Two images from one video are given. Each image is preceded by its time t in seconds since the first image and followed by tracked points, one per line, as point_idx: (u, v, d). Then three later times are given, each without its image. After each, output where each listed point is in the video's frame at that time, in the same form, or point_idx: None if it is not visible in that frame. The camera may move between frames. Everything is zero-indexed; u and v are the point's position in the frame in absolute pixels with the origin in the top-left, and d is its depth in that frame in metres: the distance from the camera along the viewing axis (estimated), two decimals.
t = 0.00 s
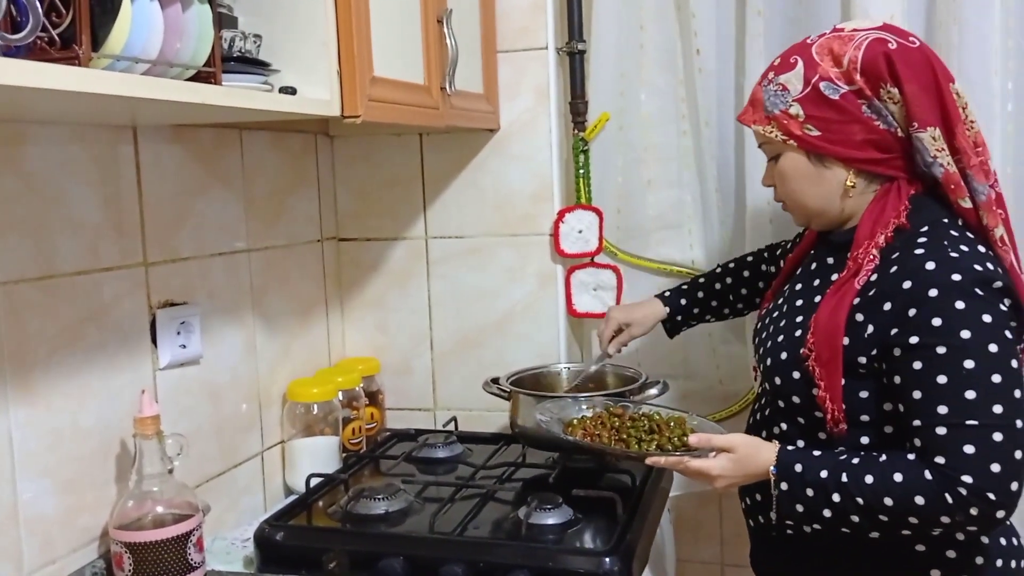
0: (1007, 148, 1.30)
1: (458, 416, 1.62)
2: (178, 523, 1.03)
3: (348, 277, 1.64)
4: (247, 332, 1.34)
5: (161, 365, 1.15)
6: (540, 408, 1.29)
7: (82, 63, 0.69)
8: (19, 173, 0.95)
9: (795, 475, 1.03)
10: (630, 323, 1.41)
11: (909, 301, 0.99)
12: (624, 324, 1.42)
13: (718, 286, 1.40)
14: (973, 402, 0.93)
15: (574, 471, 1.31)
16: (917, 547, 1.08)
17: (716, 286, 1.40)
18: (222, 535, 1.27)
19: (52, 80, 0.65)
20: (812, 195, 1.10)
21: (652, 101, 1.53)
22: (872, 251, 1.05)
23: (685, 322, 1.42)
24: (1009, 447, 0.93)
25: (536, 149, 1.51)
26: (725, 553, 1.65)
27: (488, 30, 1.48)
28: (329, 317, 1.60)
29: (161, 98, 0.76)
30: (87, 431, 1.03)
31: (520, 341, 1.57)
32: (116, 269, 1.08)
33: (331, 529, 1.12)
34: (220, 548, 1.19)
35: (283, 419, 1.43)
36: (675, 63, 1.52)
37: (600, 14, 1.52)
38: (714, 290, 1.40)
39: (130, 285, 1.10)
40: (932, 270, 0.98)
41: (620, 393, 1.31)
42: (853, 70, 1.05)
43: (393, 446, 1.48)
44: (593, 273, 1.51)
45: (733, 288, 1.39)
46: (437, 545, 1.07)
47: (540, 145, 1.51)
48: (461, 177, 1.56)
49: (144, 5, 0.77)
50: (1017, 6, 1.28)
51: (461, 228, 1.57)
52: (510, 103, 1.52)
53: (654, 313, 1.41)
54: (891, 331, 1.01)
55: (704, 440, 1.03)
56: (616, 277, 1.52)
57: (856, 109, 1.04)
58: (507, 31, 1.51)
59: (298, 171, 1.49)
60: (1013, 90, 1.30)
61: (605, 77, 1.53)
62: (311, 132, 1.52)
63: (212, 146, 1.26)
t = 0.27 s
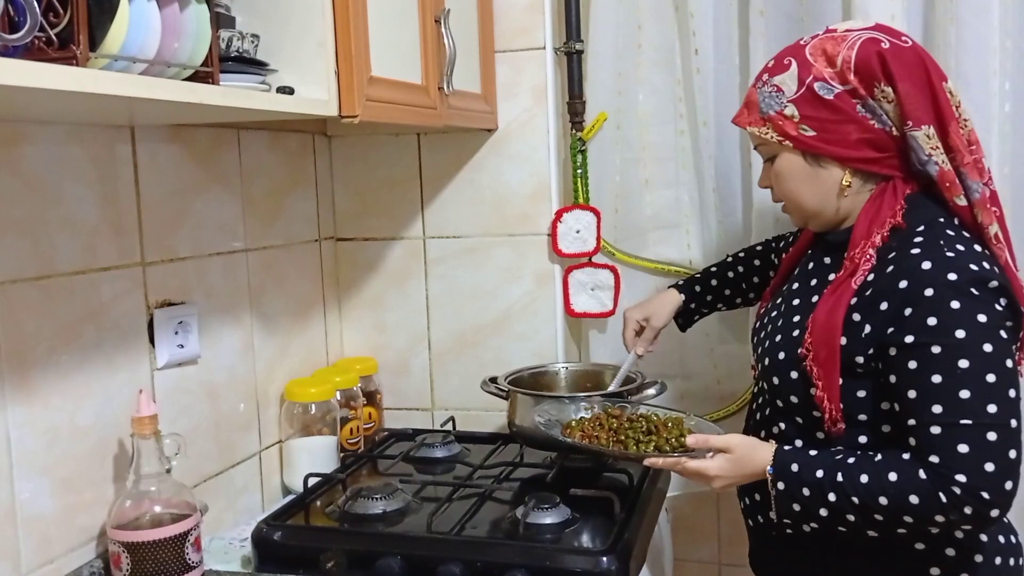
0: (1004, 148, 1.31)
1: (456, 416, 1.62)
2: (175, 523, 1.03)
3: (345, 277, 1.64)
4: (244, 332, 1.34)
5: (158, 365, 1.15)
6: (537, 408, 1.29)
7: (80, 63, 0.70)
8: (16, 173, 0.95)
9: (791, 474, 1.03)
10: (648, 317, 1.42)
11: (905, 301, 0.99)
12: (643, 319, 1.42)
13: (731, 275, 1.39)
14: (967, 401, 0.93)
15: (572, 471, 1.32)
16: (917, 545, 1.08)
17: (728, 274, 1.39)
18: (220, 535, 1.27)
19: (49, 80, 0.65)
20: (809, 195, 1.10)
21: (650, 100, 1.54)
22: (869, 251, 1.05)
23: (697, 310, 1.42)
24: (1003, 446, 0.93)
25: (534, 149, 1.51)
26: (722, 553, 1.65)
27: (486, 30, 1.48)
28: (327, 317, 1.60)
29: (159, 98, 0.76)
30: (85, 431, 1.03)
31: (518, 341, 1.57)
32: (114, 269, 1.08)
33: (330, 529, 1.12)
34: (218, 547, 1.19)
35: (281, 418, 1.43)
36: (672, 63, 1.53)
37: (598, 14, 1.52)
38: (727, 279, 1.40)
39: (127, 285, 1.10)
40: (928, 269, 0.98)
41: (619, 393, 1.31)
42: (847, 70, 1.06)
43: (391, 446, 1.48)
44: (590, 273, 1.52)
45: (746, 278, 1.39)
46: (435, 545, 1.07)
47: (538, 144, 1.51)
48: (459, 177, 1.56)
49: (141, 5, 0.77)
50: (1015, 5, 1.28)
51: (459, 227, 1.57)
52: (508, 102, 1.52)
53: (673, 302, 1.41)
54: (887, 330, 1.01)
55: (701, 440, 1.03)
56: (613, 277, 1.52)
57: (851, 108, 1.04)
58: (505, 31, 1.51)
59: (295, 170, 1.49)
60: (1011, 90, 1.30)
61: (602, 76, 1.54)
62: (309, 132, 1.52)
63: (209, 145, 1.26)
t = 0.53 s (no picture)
0: (1000, 148, 1.31)
1: (454, 415, 1.62)
2: (173, 522, 1.03)
3: (343, 277, 1.64)
4: (242, 331, 1.34)
5: (156, 364, 1.15)
6: (534, 407, 1.29)
7: (77, 62, 0.70)
8: (14, 173, 0.95)
9: (788, 472, 1.03)
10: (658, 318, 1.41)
11: (904, 301, 0.99)
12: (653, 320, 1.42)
13: (740, 275, 1.39)
14: (964, 401, 0.93)
15: (570, 470, 1.32)
16: (916, 544, 1.08)
17: (737, 275, 1.40)
18: (217, 534, 1.27)
19: (47, 79, 0.65)
20: (810, 194, 1.10)
21: (647, 100, 1.54)
22: (870, 251, 1.06)
23: (708, 313, 1.42)
24: (1000, 447, 0.93)
25: (532, 149, 1.51)
26: (719, 552, 1.65)
27: (484, 30, 1.48)
28: (325, 317, 1.60)
29: (156, 97, 0.76)
30: (82, 430, 1.03)
31: (516, 340, 1.57)
32: (111, 268, 1.08)
33: (328, 528, 1.12)
34: (216, 547, 1.19)
35: (278, 418, 1.43)
36: (670, 63, 1.53)
37: (596, 14, 1.52)
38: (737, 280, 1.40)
39: (125, 285, 1.10)
40: (928, 270, 0.98)
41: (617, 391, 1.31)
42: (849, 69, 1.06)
43: (388, 446, 1.49)
44: (588, 272, 1.52)
45: (754, 278, 1.39)
46: (432, 545, 1.07)
47: (536, 144, 1.51)
48: (457, 176, 1.56)
49: (139, 5, 0.77)
50: (1011, 6, 1.28)
51: (457, 227, 1.57)
52: (506, 102, 1.52)
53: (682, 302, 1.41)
54: (887, 329, 1.01)
55: (698, 440, 1.04)
56: (611, 276, 1.52)
57: (853, 107, 1.04)
58: (503, 31, 1.51)
59: (293, 170, 1.49)
60: (1007, 90, 1.30)
61: (600, 76, 1.54)
62: (307, 132, 1.52)
63: (207, 145, 1.26)
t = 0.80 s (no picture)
0: (997, 148, 1.31)
1: (452, 415, 1.62)
2: (171, 522, 1.03)
3: (342, 277, 1.64)
4: (241, 331, 1.34)
5: (155, 364, 1.15)
6: (532, 404, 1.29)
7: (76, 62, 0.70)
8: (12, 172, 0.95)
9: (784, 472, 1.03)
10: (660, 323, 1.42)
11: (902, 300, 0.99)
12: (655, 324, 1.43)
13: (746, 284, 1.40)
14: (961, 402, 0.93)
15: (569, 469, 1.33)
16: (916, 544, 1.09)
17: (743, 284, 1.40)
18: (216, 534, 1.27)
19: (46, 78, 0.65)
20: (814, 194, 1.10)
21: (646, 100, 1.54)
22: (869, 249, 1.06)
23: (715, 322, 1.42)
24: (995, 449, 0.93)
25: (531, 149, 1.51)
26: (717, 552, 1.66)
27: (482, 30, 1.48)
28: (323, 317, 1.60)
29: (155, 97, 0.76)
30: (81, 430, 1.03)
31: (514, 340, 1.57)
32: (110, 268, 1.08)
33: (327, 527, 1.12)
34: (214, 547, 1.19)
35: (277, 418, 1.43)
36: (668, 63, 1.53)
37: (594, 14, 1.52)
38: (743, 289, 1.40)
39: (124, 284, 1.10)
40: (928, 269, 0.98)
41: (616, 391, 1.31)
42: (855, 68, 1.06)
43: (387, 445, 1.49)
44: (587, 272, 1.52)
45: (760, 287, 1.39)
46: (431, 545, 1.07)
47: (534, 144, 1.51)
48: (456, 176, 1.56)
49: (138, 4, 0.77)
50: (1008, 6, 1.29)
51: (455, 227, 1.57)
52: (504, 102, 1.52)
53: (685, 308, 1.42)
54: (886, 328, 1.01)
55: (693, 439, 1.04)
56: (610, 276, 1.53)
57: (859, 107, 1.04)
58: (501, 31, 1.51)
59: (292, 170, 1.49)
60: (1004, 90, 1.31)
61: (598, 76, 1.54)
62: (306, 131, 1.52)
63: (206, 145, 1.26)
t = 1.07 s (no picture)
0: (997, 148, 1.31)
1: (452, 415, 1.62)
2: (172, 522, 1.03)
3: (342, 277, 1.64)
4: (241, 331, 1.34)
5: (155, 363, 1.15)
6: (530, 403, 1.29)
7: (77, 62, 0.70)
8: (12, 172, 0.95)
9: (776, 472, 1.04)
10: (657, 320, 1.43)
11: (902, 300, 0.99)
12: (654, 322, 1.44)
13: (750, 288, 1.39)
14: (956, 405, 0.93)
15: (569, 469, 1.32)
16: (919, 546, 1.08)
17: (747, 288, 1.40)
18: (216, 533, 1.27)
19: (48, 78, 0.65)
20: (820, 194, 1.10)
21: (645, 100, 1.54)
22: (871, 248, 1.06)
23: (715, 325, 1.42)
24: (989, 452, 0.94)
25: (531, 149, 1.51)
26: (717, 552, 1.66)
27: (482, 30, 1.48)
28: (323, 316, 1.60)
29: (156, 96, 0.76)
30: (81, 430, 1.03)
31: (514, 340, 1.57)
32: (110, 268, 1.08)
33: (328, 527, 1.12)
34: (215, 546, 1.19)
35: (277, 418, 1.42)
36: (668, 63, 1.53)
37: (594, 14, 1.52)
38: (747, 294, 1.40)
39: (123, 284, 1.10)
40: (929, 269, 0.98)
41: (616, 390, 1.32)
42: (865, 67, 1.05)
43: (387, 445, 1.49)
44: (587, 272, 1.52)
45: (763, 292, 1.39)
46: (431, 545, 1.07)
47: (534, 144, 1.51)
48: (455, 176, 1.56)
49: (139, 4, 0.77)
50: (1007, 6, 1.29)
51: (455, 227, 1.57)
52: (504, 102, 1.52)
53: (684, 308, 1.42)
54: (885, 328, 1.01)
55: (686, 438, 1.05)
56: (609, 275, 1.53)
57: (868, 106, 1.04)
58: (501, 31, 1.51)
59: (292, 170, 1.49)
60: (1003, 90, 1.31)
61: (598, 76, 1.54)
62: (306, 131, 1.52)
63: (206, 144, 1.26)
